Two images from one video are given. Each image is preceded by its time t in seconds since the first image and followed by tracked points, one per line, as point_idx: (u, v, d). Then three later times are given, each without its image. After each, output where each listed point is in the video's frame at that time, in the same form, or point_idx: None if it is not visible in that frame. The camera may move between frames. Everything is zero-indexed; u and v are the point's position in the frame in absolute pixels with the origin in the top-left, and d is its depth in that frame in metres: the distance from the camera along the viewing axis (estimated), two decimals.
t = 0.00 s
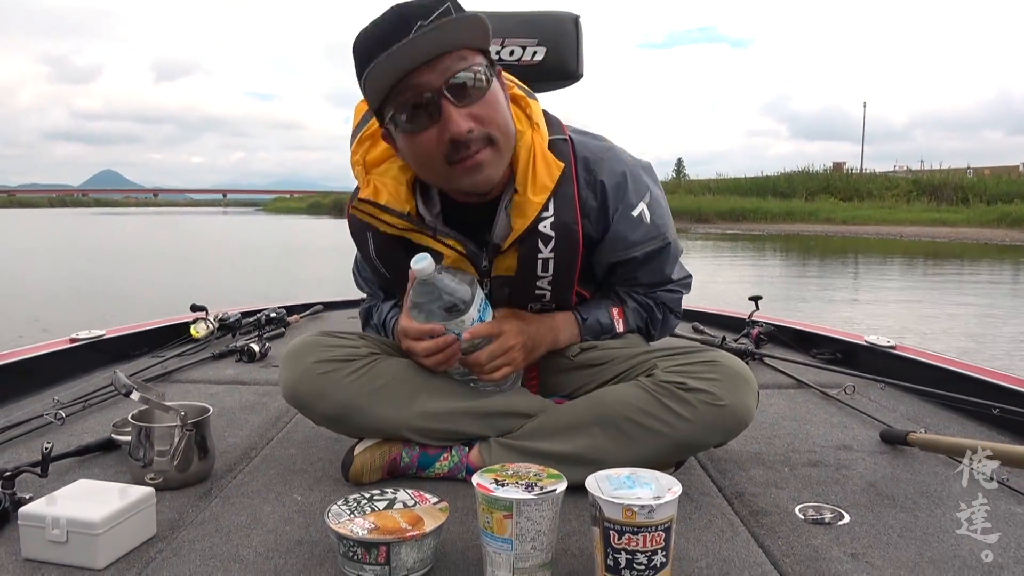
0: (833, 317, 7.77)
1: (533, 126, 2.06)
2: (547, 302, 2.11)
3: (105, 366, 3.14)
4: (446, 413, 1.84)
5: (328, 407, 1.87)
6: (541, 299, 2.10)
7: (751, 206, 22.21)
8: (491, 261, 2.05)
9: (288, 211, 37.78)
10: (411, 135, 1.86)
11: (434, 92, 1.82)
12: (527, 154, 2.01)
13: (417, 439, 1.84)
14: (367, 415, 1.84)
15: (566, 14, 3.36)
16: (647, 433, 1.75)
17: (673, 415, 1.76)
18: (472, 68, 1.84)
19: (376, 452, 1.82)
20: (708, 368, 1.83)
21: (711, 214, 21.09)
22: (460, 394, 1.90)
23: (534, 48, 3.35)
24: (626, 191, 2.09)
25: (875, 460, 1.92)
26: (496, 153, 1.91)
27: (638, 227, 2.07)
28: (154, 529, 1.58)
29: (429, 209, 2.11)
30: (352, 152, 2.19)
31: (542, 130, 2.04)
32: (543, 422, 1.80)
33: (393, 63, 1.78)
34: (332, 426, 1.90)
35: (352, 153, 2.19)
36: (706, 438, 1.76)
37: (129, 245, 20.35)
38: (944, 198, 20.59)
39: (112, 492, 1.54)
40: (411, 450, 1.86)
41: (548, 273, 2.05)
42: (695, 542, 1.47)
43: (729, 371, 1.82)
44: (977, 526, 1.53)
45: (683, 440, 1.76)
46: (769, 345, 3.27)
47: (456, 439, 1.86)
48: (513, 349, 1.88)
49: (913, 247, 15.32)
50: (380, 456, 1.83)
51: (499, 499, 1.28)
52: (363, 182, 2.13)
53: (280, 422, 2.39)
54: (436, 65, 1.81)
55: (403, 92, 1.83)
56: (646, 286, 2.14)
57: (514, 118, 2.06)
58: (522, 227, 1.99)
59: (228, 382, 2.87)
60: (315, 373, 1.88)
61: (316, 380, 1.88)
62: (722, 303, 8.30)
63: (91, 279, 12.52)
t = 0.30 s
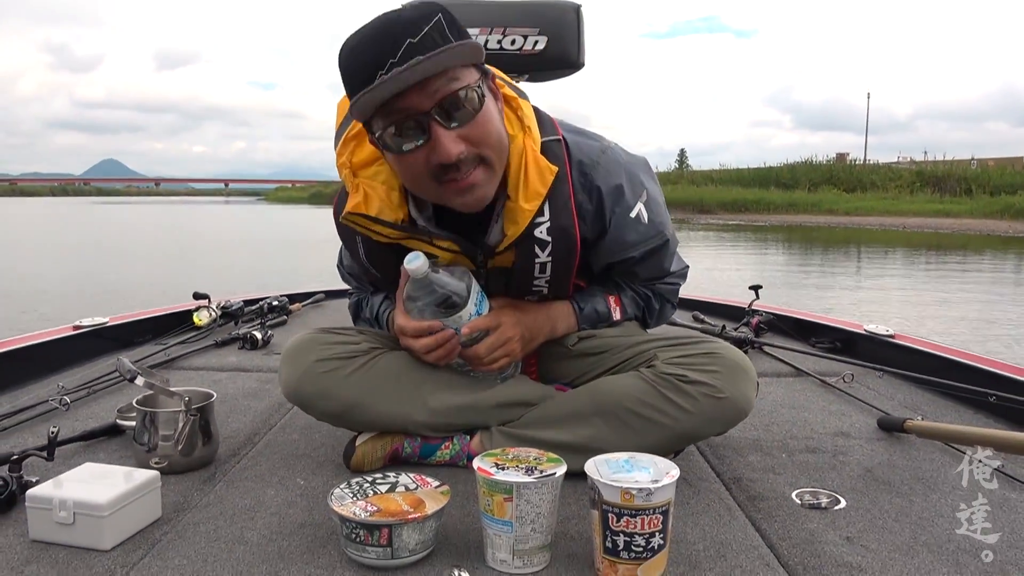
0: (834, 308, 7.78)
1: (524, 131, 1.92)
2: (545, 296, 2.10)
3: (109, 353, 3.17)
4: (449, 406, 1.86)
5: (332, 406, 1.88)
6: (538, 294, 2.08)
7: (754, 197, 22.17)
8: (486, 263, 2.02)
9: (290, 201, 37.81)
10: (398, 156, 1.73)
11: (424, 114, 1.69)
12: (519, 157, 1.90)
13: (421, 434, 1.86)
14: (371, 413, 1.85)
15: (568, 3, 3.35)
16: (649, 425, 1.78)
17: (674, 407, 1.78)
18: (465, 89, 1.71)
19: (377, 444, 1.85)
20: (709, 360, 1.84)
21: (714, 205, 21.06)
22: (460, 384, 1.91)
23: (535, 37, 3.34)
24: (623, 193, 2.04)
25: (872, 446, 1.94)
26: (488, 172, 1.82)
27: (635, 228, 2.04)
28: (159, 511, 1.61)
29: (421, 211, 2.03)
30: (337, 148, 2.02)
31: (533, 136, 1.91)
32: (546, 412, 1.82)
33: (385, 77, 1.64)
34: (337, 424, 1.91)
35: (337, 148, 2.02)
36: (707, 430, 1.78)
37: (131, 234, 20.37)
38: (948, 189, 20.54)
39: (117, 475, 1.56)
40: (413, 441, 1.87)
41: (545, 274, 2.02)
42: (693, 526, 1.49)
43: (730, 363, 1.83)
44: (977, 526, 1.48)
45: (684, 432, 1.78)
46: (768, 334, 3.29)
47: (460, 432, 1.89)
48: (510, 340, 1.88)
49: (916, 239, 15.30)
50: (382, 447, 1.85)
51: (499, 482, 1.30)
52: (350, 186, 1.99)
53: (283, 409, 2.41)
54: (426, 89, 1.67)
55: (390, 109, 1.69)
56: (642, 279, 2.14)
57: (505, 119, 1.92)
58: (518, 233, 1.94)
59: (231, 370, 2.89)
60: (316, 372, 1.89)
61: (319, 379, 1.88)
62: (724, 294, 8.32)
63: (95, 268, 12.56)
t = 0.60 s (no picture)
0: (835, 307, 7.78)
1: (551, 98, 2.19)
2: (546, 270, 2.16)
3: (112, 352, 3.18)
4: (448, 395, 1.88)
5: (333, 391, 1.91)
6: (542, 263, 2.14)
7: (755, 195, 22.16)
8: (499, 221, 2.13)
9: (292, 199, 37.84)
10: (438, 43, 2.02)
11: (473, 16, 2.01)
12: (542, 116, 2.14)
13: (420, 422, 1.88)
14: (371, 399, 1.88)
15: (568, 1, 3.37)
16: (646, 414, 1.79)
17: (670, 398, 1.79)
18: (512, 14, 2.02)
19: (379, 435, 1.86)
20: (706, 352, 1.84)
21: (715, 203, 21.04)
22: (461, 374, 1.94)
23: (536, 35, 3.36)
24: (627, 164, 2.16)
25: (869, 444, 1.95)
26: (507, 96, 2.03)
27: (636, 200, 2.13)
28: (164, 508, 1.62)
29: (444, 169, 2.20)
30: (383, 106, 2.29)
31: (558, 101, 2.17)
32: (544, 406, 1.84)
33: None
34: (338, 410, 1.94)
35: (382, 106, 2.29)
36: (703, 420, 1.78)
37: (133, 233, 20.40)
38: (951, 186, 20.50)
39: (121, 473, 1.58)
40: (413, 433, 1.89)
41: (550, 234, 2.11)
42: (691, 522, 1.50)
43: (727, 354, 1.83)
44: (977, 526, 1.48)
45: (681, 422, 1.79)
46: (767, 333, 3.30)
47: (459, 422, 1.90)
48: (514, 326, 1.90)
49: (918, 237, 15.28)
50: (383, 439, 1.86)
51: (500, 479, 1.32)
52: (390, 135, 2.22)
53: (285, 407, 2.43)
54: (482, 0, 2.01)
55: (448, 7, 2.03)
56: (640, 266, 2.18)
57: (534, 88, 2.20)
58: (530, 180, 2.07)
59: (234, 368, 2.91)
60: (319, 356, 1.92)
61: (321, 363, 1.92)
62: (724, 292, 8.32)
63: (97, 267, 12.60)
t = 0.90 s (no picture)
0: (835, 308, 7.79)
1: (587, 95, 2.32)
2: (559, 251, 2.20)
3: (114, 354, 3.20)
4: (448, 386, 1.89)
5: (335, 376, 1.93)
6: (556, 243, 2.19)
7: (755, 195, 22.17)
8: (523, 193, 2.22)
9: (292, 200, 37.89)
10: (492, 38, 2.14)
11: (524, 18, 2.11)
12: (577, 109, 2.26)
13: (418, 411, 1.90)
14: (372, 386, 1.90)
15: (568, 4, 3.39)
16: (642, 400, 1.80)
17: (665, 383, 1.80)
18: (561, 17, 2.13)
19: (381, 428, 1.87)
20: (699, 338, 1.86)
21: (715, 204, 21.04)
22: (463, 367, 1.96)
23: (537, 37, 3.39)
24: (645, 160, 2.25)
25: (867, 445, 1.97)
26: (550, 91, 2.16)
27: (645, 192, 2.18)
28: (168, 509, 1.64)
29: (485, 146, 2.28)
30: (436, 88, 2.39)
31: (593, 98, 2.30)
32: (543, 399, 1.85)
33: None
34: (339, 395, 1.96)
35: (435, 88, 2.39)
36: (699, 404, 1.79)
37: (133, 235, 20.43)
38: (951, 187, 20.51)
39: (127, 474, 1.60)
40: (414, 428, 1.90)
41: (570, 212, 2.18)
42: (690, 523, 1.52)
43: (720, 340, 1.85)
44: (977, 525, 1.50)
45: (676, 407, 1.80)
46: (766, 334, 3.32)
47: (458, 415, 1.92)
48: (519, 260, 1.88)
49: (918, 237, 15.29)
50: (385, 432, 1.87)
51: (501, 480, 1.33)
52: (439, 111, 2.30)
53: (287, 408, 2.45)
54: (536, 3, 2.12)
55: (503, 7, 2.14)
56: (632, 258, 2.19)
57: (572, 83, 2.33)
58: (560, 158, 2.16)
59: (236, 370, 2.93)
60: (323, 340, 1.95)
61: (324, 348, 1.94)
62: (724, 293, 8.34)
63: (98, 269, 12.63)
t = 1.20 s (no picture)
0: (838, 314, 7.79)
1: (607, 107, 2.38)
2: (563, 250, 2.21)
3: (121, 359, 3.23)
4: (454, 387, 1.91)
5: (342, 376, 1.95)
6: (561, 241, 2.21)
7: (759, 201, 22.17)
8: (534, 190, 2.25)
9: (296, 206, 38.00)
10: (519, 52, 2.19)
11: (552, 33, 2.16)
12: (595, 120, 2.31)
13: (424, 413, 1.91)
14: (379, 387, 1.92)
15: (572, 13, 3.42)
16: (645, 400, 1.81)
17: (668, 383, 1.82)
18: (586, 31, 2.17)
19: (386, 429, 1.89)
20: (701, 339, 1.89)
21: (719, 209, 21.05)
22: (469, 370, 1.98)
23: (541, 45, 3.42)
24: (651, 172, 2.30)
25: (869, 451, 1.98)
26: (575, 101, 2.21)
27: (645, 200, 2.23)
28: (177, 513, 1.66)
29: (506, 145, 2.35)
30: (467, 90, 2.49)
31: (613, 110, 2.36)
32: (548, 402, 1.86)
33: None
34: (346, 397, 1.98)
35: (467, 90, 2.49)
36: (701, 404, 1.81)
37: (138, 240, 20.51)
38: (956, 193, 20.50)
39: (136, 477, 1.62)
40: (420, 429, 1.92)
41: (576, 211, 2.19)
42: (693, 527, 1.53)
43: (721, 340, 1.88)
44: (977, 525, 1.53)
45: (678, 406, 1.82)
46: (768, 341, 3.34)
47: (464, 418, 1.93)
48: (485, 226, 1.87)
49: (922, 242, 15.27)
50: (390, 434, 1.89)
51: (506, 483, 1.35)
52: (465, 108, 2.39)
53: (293, 413, 2.47)
54: (561, 17, 2.16)
55: (530, 22, 2.18)
56: (619, 257, 2.18)
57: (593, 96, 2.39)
58: (574, 160, 2.20)
59: (242, 375, 2.95)
60: (332, 341, 1.97)
61: (333, 349, 1.96)
62: (727, 299, 8.34)
63: (103, 274, 12.68)
